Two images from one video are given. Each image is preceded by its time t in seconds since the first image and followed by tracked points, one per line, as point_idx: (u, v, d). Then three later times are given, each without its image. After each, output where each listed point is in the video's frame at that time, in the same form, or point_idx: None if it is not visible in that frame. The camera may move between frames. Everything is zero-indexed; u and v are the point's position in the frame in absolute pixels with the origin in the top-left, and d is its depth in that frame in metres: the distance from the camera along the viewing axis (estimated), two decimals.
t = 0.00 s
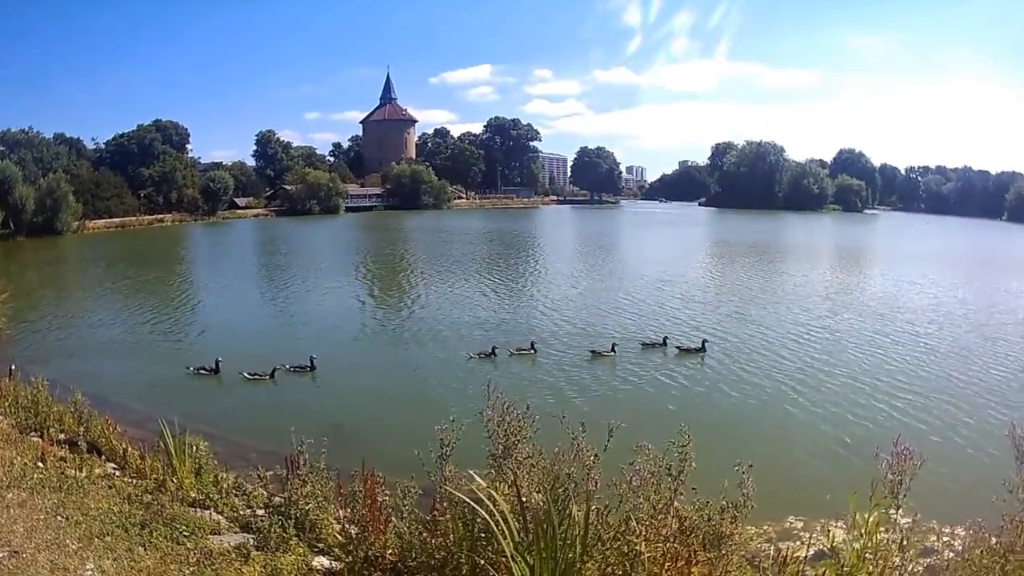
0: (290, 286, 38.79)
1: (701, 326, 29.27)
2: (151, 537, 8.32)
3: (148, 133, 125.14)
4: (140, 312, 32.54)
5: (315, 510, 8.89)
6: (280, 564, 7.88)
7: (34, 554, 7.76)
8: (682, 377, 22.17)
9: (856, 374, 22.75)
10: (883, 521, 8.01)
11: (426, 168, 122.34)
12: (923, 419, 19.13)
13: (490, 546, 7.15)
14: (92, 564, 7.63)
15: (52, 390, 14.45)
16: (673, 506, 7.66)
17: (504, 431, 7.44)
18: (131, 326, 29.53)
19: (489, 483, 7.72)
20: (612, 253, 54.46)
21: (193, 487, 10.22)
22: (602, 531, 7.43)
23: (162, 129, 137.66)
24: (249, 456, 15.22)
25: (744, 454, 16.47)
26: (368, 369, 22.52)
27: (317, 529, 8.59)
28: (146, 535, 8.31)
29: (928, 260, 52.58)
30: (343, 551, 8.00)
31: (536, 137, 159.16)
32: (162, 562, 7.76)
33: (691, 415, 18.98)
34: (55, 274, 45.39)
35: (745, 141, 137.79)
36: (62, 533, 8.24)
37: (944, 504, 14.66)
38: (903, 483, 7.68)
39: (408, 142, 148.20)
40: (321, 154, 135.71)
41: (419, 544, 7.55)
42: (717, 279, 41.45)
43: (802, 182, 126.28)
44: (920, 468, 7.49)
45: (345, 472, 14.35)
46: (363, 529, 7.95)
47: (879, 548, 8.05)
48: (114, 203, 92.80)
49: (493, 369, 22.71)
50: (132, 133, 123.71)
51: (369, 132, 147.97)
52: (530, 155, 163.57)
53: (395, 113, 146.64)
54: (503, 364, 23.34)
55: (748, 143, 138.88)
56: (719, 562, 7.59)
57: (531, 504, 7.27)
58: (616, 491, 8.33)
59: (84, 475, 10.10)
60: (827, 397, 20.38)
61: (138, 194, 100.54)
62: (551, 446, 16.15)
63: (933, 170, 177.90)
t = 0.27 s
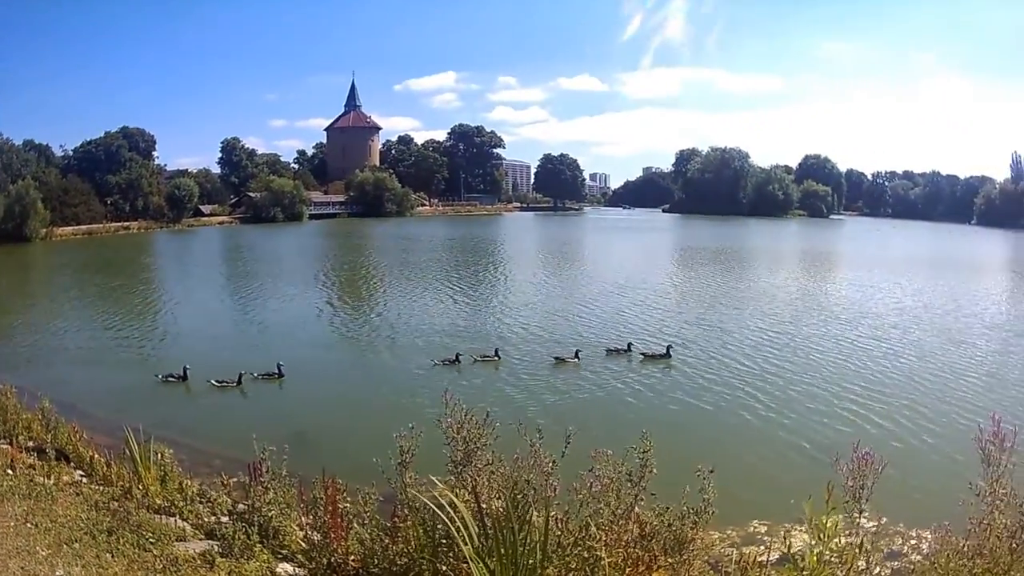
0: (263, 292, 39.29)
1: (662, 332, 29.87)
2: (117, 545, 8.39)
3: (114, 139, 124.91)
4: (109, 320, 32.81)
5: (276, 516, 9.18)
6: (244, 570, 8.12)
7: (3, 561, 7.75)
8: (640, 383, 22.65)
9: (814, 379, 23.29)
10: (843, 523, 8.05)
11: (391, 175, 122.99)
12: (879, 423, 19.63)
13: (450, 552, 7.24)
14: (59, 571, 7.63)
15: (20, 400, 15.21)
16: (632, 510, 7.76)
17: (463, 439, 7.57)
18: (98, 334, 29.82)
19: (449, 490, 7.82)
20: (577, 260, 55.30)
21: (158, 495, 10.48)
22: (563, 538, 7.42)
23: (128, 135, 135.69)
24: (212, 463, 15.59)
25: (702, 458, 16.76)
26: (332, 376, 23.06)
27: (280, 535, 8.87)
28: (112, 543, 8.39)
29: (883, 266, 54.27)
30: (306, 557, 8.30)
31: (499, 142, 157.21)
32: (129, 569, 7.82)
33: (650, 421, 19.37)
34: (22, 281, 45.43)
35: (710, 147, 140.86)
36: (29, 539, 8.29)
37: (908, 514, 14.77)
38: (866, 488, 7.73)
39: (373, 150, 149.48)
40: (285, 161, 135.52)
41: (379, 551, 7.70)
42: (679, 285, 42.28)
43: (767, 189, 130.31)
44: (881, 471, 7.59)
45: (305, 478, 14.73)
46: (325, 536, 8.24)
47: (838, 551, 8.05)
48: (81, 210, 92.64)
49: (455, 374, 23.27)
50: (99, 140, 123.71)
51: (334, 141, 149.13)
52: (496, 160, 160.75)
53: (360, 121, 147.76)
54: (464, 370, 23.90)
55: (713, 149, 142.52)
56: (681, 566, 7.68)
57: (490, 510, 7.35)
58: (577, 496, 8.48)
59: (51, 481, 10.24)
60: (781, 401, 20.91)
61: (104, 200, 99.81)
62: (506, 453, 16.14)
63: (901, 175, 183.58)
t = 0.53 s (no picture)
0: (245, 293, 39.43)
1: (635, 329, 30.13)
2: (97, 549, 8.38)
3: (91, 141, 124.80)
4: (86, 322, 32.85)
5: (253, 516, 9.29)
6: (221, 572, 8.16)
7: None
8: (613, 380, 22.89)
9: (787, 375, 23.51)
10: (816, 520, 8.11)
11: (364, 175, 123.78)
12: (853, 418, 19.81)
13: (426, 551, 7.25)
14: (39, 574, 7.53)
15: None
16: (605, 508, 7.93)
17: (436, 438, 7.73)
18: (76, 338, 29.81)
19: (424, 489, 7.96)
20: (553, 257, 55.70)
21: (137, 499, 10.57)
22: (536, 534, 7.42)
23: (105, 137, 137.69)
24: (188, 465, 15.75)
25: (675, 456, 16.96)
26: (312, 377, 23.26)
27: (256, 537, 8.94)
28: (92, 546, 8.39)
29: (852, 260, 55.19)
30: (282, 559, 8.37)
31: (473, 139, 156.58)
32: (109, 571, 7.81)
33: (625, 419, 19.58)
34: None
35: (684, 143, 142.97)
36: (8, 543, 8.23)
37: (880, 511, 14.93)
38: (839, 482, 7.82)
39: (347, 149, 149.57)
40: (260, 162, 134.58)
41: (357, 551, 7.76)
42: (652, 282, 42.67)
43: (740, 183, 132.79)
44: (853, 466, 7.75)
45: (280, 480, 14.91)
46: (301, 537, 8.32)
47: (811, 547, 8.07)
48: (57, 212, 92.25)
49: (431, 373, 23.54)
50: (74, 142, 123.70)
51: (308, 140, 149.09)
52: (469, 159, 161.08)
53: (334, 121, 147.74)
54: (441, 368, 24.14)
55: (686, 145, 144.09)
56: (654, 564, 7.74)
57: (464, 508, 7.42)
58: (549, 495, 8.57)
59: (30, 486, 10.28)
60: (753, 397, 21.18)
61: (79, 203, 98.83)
62: (478, 451, 16.41)
63: (876, 170, 186.66)
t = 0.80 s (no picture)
0: (230, 290, 39.85)
1: (610, 326, 30.62)
2: (80, 547, 8.40)
3: (72, 138, 124.30)
4: (69, 321, 33.01)
5: (233, 513, 9.34)
6: (200, 570, 8.14)
7: None
8: (585, 378, 23.50)
9: (758, 372, 24.08)
10: (795, 515, 7.99)
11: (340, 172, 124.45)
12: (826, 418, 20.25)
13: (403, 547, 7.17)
14: (25, 571, 7.53)
15: None
16: (582, 503, 7.89)
17: (412, 433, 7.79)
18: (57, 337, 29.92)
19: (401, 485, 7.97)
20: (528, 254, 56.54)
21: (117, 498, 10.64)
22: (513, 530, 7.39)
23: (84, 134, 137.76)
24: (170, 464, 16.11)
25: (645, 453, 17.61)
26: (294, 374, 23.72)
27: (236, 534, 8.94)
28: (74, 544, 8.40)
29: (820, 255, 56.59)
30: (261, 555, 8.32)
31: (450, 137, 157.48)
32: (92, 568, 7.81)
33: (600, 417, 20.07)
34: None
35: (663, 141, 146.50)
36: None
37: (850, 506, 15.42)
38: (815, 476, 7.74)
39: (324, 146, 150.01)
40: (237, 160, 135.18)
41: (335, 548, 7.72)
42: (627, 279, 43.26)
43: (719, 180, 136.29)
44: (830, 462, 7.64)
45: (261, 477, 15.32)
46: (279, 533, 8.30)
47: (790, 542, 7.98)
48: (38, 211, 91.93)
49: (408, 372, 24.17)
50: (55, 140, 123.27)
51: (286, 137, 149.57)
52: (445, 156, 162.26)
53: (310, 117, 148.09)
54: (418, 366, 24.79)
55: (663, 142, 148.38)
56: (631, 560, 7.75)
57: (441, 504, 7.38)
58: (526, 490, 8.56)
59: (12, 484, 10.37)
60: (721, 394, 21.78)
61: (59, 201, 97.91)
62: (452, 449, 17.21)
63: (852, 166, 190.14)
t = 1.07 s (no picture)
0: (220, 293, 39.95)
1: (594, 327, 30.82)
2: (66, 552, 8.45)
3: (55, 143, 123.82)
4: (55, 326, 32.99)
5: (218, 517, 9.41)
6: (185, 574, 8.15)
7: None
8: (569, 380, 23.62)
9: (741, 373, 24.21)
10: (780, 515, 7.90)
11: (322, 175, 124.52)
12: (809, 418, 20.41)
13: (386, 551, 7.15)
14: None
15: None
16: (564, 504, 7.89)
17: (394, 437, 7.84)
18: (42, 341, 29.90)
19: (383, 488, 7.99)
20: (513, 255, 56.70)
21: (102, 504, 10.69)
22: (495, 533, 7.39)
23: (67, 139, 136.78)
24: (152, 468, 16.22)
25: (629, 453, 17.73)
26: (280, 377, 23.81)
27: (221, 538, 8.96)
28: (61, 550, 8.46)
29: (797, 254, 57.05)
30: (246, 559, 8.34)
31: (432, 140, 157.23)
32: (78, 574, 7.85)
33: (584, 418, 20.22)
34: None
35: (643, 141, 147.59)
36: None
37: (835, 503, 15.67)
38: (798, 477, 7.74)
39: (305, 149, 150.16)
40: (219, 163, 135.43)
41: (319, 551, 7.73)
42: (609, 279, 43.43)
43: (700, 180, 138.19)
44: (812, 461, 7.57)
45: (243, 481, 15.44)
46: (263, 537, 8.31)
47: (775, 541, 7.91)
48: (21, 215, 91.63)
49: (393, 373, 24.32)
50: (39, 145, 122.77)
51: (268, 141, 149.92)
52: (427, 158, 160.54)
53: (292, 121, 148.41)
54: (402, 368, 24.93)
55: (644, 143, 148.49)
56: (616, 560, 7.72)
57: (424, 507, 7.37)
58: (509, 493, 8.58)
59: None
60: (705, 395, 21.91)
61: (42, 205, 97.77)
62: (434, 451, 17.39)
63: (835, 165, 191.10)
